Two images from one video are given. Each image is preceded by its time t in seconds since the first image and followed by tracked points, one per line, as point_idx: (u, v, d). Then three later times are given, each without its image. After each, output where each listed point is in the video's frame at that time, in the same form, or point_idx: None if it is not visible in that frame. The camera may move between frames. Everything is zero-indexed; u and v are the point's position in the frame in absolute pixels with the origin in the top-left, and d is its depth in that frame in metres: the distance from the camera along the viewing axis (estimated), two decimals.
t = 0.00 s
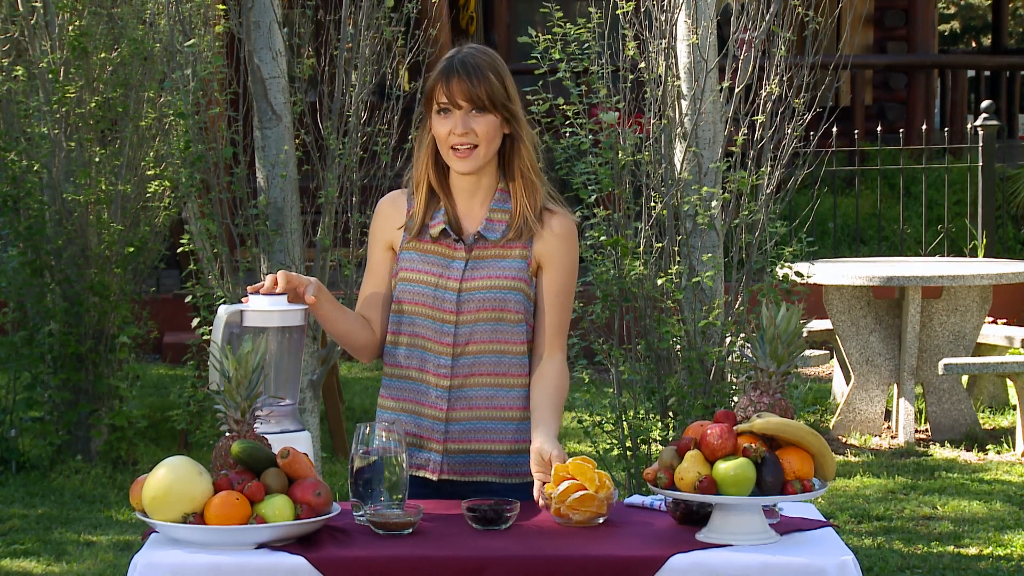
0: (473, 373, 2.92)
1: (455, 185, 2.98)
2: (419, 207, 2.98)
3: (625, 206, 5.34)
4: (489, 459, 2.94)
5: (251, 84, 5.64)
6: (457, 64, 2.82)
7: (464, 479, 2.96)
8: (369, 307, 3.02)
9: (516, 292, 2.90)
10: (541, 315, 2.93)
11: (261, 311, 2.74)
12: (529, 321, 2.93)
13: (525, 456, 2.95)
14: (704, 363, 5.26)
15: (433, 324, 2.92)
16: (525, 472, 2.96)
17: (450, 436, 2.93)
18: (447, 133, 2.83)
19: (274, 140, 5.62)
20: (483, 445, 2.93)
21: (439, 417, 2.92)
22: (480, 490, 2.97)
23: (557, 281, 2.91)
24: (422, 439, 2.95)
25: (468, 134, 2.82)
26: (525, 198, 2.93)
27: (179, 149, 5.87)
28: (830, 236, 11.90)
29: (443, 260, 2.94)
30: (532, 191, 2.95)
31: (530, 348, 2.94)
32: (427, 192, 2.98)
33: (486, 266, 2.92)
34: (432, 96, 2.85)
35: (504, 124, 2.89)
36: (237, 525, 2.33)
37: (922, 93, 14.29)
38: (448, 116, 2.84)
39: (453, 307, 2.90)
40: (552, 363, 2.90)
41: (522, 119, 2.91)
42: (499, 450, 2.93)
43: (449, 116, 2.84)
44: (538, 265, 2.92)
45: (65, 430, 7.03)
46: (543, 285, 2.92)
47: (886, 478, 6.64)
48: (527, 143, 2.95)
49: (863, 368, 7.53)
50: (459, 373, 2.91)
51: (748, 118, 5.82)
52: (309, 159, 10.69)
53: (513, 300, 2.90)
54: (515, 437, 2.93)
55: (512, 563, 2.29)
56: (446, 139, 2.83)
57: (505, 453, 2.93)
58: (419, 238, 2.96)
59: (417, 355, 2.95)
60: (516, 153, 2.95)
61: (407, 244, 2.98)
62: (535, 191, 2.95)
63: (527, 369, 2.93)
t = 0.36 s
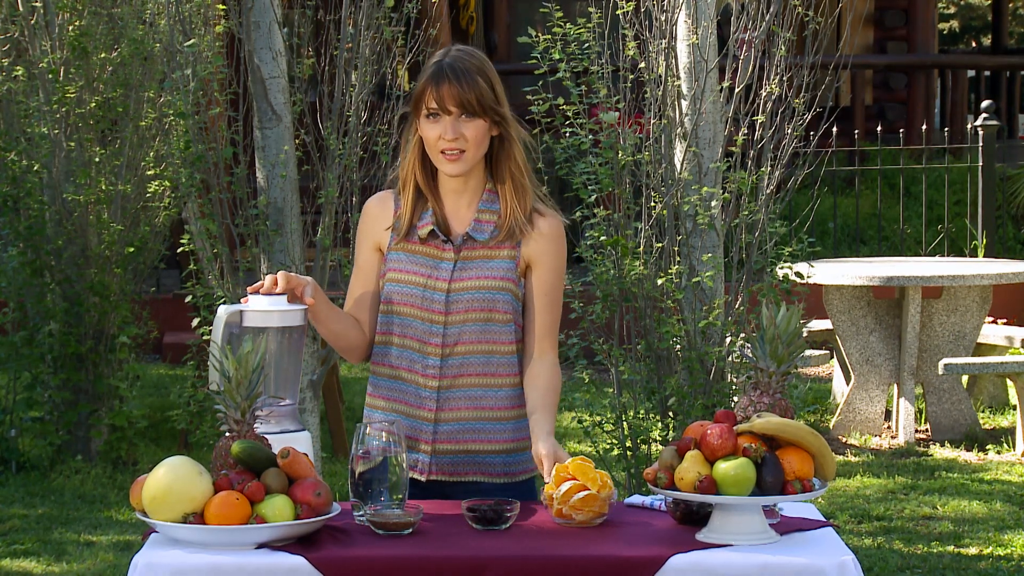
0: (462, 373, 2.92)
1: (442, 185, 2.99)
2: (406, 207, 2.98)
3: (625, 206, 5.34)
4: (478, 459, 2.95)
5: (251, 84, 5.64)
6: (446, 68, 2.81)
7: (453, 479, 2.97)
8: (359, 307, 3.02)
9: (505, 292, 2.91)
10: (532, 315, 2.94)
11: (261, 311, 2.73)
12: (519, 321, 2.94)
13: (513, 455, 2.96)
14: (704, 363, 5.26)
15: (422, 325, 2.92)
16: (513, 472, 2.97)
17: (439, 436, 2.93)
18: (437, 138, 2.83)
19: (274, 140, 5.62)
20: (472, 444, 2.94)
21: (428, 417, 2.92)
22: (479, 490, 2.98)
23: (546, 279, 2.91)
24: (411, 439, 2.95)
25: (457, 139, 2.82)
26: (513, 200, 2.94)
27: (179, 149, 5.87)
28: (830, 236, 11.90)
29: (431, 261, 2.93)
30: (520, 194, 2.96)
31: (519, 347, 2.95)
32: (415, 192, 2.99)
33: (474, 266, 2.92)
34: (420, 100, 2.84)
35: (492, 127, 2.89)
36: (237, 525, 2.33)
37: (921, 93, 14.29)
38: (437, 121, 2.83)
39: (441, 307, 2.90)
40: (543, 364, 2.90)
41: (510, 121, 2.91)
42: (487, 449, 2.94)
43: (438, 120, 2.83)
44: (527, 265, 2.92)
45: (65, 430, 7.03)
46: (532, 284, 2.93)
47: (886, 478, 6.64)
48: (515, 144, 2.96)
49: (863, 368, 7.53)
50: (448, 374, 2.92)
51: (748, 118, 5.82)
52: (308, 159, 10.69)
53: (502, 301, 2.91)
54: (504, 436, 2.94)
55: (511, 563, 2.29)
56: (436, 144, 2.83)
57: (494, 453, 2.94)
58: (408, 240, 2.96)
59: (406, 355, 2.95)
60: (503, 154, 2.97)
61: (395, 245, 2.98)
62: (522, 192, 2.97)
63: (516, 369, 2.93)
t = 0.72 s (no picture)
0: (457, 372, 2.91)
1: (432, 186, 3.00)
2: (396, 208, 2.97)
3: (625, 206, 5.34)
4: (474, 458, 2.94)
5: (251, 84, 5.64)
6: (443, 71, 2.82)
7: (449, 478, 2.96)
8: (350, 309, 3.02)
9: (499, 290, 2.92)
10: (530, 312, 3.00)
11: (260, 311, 2.74)
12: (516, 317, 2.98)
13: (508, 452, 2.96)
14: (704, 363, 5.26)
15: (416, 325, 2.91)
16: (508, 469, 2.97)
17: (434, 436, 2.92)
18: (433, 141, 2.84)
19: (274, 140, 5.62)
20: (468, 443, 2.93)
21: (423, 417, 2.91)
22: (479, 490, 2.98)
23: (543, 274, 2.97)
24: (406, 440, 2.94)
25: (454, 143, 2.83)
26: (504, 199, 2.97)
27: (179, 149, 5.87)
28: (830, 236, 11.90)
29: (424, 261, 2.93)
30: (510, 193, 2.98)
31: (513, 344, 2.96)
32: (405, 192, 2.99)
33: (468, 265, 2.92)
34: (416, 103, 2.84)
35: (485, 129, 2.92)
36: (237, 525, 2.33)
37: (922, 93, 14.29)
38: (434, 124, 2.84)
39: (436, 307, 2.90)
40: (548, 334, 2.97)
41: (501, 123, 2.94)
42: (483, 448, 2.93)
43: (435, 124, 2.84)
44: (520, 261, 2.97)
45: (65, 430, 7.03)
46: (528, 279, 2.98)
47: (886, 478, 6.64)
48: (505, 144, 2.99)
49: (863, 368, 7.53)
50: (443, 373, 2.91)
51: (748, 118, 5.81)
52: (309, 159, 10.69)
53: (497, 298, 2.92)
54: (500, 434, 2.94)
55: (511, 563, 2.29)
56: (433, 147, 2.84)
57: (489, 451, 2.94)
58: (400, 241, 2.95)
59: (399, 356, 2.93)
60: (493, 153, 2.99)
61: (385, 247, 2.96)
62: (512, 191, 2.99)
63: (511, 365, 2.94)
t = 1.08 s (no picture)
0: (458, 370, 2.92)
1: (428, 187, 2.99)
2: (391, 209, 2.96)
3: (625, 206, 5.34)
4: (478, 455, 2.94)
5: (251, 84, 5.64)
6: (455, 78, 2.82)
7: (453, 476, 2.96)
8: (348, 311, 3.02)
9: (497, 286, 2.93)
10: (527, 310, 2.99)
11: (260, 312, 2.74)
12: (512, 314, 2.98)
13: (511, 448, 2.96)
14: (704, 363, 5.26)
15: (416, 324, 2.92)
16: (511, 464, 2.97)
17: (438, 434, 2.92)
18: (441, 147, 2.83)
19: (274, 140, 5.62)
20: (471, 441, 2.93)
21: (427, 416, 2.91)
22: (479, 490, 2.98)
23: (538, 269, 2.98)
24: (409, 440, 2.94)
25: (462, 150, 2.83)
26: (499, 199, 2.97)
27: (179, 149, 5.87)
28: (830, 236, 11.90)
29: (421, 260, 2.94)
30: (505, 193, 2.99)
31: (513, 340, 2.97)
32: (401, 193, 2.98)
33: (466, 262, 2.93)
34: (425, 108, 2.83)
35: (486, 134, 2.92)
36: (237, 525, 2.33)
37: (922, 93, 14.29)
38: (443, 130, 2.83)
39: (436, 305, 2.90)
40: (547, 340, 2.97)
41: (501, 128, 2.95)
42: (486, 444, 2.94)
43: (444, 129, 2.83)
44: (516, 257, 2.97)
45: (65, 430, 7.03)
46: (525, 275, 2.99)
47: (886, 478, 6.64)
48: (503, 148, 3.00)
49: (863, 368, 7.53)
50: (445, 370, 2.92)
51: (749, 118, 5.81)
52: (308, 159, 10.70)
53: (496, 295, 2.93)
54: (503, 430, 2.94)
55: (511, 563, 2.29)
56: (440, 152, 2.83)
57: (493, 447, 2.94)
58: (396, 242, 2.95)
59: (400, 355, 2.94)
60: (490, 157, 3.00)
61: (381, 247, 2.97)
62: (507, 192, 3.00)
63: (512, 361, 2.95)
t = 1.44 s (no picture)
0: (481, 368, 2.92)
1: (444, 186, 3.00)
2: (407, 208, 2.97)
3: (625, 205, 5.34)
4: (501, 453, 2.94)
5: (251, 84, 5.64)
6: (469, 78, 2.81)
7: (476, 474, 2.96)
8: (361, 312, 3.03)
9: (517, 283, 2.94)
10: (543, 305, 3.00)
11: (261, 312, 2.74)
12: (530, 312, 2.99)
13: (534, 445, 2.96)
14: (704, 363, 5.26)
15: (437, 323, 2.92)
16: (534, 462, 2.97)
17: (461, 433, 2.92)
18: (456, 147, 2.83)
19: (274, 140, 5.61)
20: (495, 438, 2.93)
21: (449, 415, 2.91)
22: (481, 489, 2.98)
23: (556, 267, 3.00)
24: (432, 439, 2.93)
25: (476, 150, 2.83)
26: (516, 199, 2.98)
27: (179, 149, 5.87)
28: (830, 236, 11.90)
29: (441, 260, 2.94)
30: (522, 193, 3.00)
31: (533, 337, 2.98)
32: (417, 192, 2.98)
33: (486, 261, 2.94)
34: (440, 109, 2.83)
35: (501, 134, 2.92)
36: (237, 525, 2.33)
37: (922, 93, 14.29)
38: (457, 131, 2.83)
39: (457, 304, 2.91)
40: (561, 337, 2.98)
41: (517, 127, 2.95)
42: (510, 442, 2.94)
43: (457, 130, 2.83)
44: (534, 254, 3.00)
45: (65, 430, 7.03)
46: (542, 272, 3.01)
47: (886, 478, 6.64)
48: (519, 147, 2.99)
49: (863, 368, 7.53)
50: (467, 369, 2.92)
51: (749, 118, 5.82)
52: (308, 159, 10.70)
53: (517, 293, 2.94)
54: (526, 427, 2.94)
55: (511, 563, 2.29)
56: (454, 153, 2.83)
57: (517, 444, 2.94)
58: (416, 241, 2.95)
59: (421, 355, 2.93)
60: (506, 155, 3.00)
61: (400, 248, 2.97)
62: (524, 191, 3.01)
63: (532, 357, 2.97)
